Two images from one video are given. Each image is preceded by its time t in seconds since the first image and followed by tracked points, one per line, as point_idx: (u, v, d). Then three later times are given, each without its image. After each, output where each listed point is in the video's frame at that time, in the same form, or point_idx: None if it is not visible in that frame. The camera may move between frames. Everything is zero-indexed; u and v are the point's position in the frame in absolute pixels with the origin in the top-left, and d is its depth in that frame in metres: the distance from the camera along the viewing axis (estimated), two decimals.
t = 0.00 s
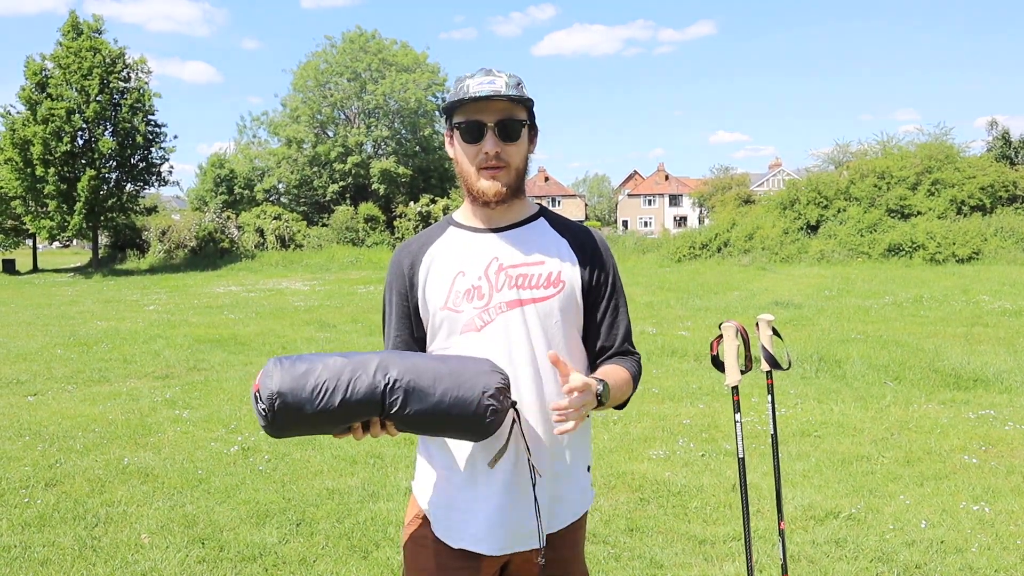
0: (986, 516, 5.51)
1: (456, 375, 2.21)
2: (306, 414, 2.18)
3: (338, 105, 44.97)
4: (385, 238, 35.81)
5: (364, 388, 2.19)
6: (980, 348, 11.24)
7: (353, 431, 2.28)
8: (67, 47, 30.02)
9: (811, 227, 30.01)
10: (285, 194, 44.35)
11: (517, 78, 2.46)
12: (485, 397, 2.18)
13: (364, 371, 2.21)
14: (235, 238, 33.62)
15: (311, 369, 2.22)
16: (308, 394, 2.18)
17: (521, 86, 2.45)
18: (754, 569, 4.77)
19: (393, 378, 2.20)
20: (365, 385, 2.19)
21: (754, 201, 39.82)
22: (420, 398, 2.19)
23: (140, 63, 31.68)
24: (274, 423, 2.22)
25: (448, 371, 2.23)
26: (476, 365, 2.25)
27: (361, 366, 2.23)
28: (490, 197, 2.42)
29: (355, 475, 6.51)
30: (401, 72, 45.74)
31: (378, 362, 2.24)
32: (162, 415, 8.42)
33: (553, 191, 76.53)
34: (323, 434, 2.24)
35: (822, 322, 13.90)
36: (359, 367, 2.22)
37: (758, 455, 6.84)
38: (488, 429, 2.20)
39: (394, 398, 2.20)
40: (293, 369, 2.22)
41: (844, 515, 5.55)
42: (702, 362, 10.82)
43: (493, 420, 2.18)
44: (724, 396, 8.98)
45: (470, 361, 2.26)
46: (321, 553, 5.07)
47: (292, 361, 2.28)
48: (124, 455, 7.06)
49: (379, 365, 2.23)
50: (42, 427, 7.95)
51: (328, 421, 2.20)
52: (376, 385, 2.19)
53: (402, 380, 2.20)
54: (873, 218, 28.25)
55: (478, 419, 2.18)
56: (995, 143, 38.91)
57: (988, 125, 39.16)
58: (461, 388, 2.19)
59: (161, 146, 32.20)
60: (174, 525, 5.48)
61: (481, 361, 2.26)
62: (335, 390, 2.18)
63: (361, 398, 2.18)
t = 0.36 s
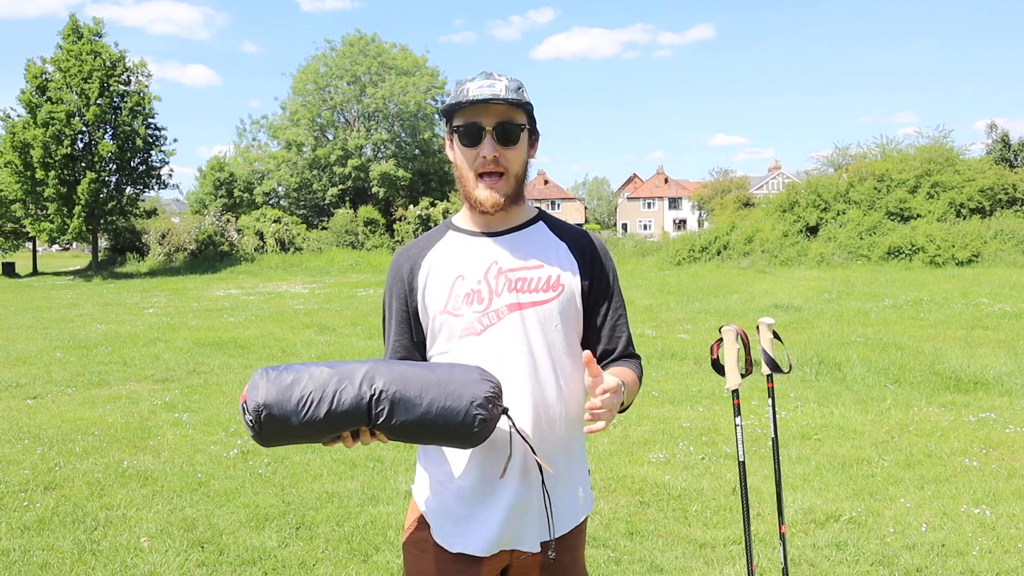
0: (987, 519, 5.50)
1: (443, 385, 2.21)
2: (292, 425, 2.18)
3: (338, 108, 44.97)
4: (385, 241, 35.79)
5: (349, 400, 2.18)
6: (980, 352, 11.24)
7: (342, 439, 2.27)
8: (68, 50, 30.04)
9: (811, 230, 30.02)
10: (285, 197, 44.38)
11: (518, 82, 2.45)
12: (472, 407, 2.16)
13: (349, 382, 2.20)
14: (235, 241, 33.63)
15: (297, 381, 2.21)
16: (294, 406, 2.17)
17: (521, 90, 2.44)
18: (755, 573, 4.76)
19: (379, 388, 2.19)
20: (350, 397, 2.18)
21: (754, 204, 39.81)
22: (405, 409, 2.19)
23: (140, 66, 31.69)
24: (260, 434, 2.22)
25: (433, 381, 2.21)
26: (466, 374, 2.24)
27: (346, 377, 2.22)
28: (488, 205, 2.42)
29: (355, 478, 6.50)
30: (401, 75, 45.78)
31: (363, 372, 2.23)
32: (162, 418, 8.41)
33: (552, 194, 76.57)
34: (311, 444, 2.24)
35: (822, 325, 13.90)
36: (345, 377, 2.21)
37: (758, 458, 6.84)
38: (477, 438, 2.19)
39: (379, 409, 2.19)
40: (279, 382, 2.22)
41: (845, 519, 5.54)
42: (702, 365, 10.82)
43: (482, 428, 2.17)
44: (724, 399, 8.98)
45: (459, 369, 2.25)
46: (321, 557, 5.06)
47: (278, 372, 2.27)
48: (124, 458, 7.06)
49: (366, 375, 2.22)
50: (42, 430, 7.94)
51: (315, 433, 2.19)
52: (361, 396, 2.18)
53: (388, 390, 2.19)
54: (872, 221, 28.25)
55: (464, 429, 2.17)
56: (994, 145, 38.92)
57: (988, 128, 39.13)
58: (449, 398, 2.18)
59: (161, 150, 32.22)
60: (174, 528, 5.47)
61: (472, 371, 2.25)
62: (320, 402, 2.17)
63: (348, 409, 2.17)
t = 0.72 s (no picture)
0: (987, 522, 5.50)
1: (440, 385, 2.21)
2: (288, 422, 2.18)
3: (337, 111, 44.97)
4: (384, 244, 35.79)
5: (346, 398, 2.18)
6: (980, 354, 11.23)
7: (339, 438, 2.27)
8: (67, 53, 30.07)
9: (810, 232, 30.04)
10: (284, 200, 44.41)
11: (539, 95, 2.39)
12: (467, 409, 2.16)
13: (346, 381, 2.20)
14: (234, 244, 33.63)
15: (295, 377, 2.21)
16: (291, 403, 2.17)
17: (542, 105, 2.39)
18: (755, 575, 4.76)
19: (376, 388, 2.19)
20: (347, 395, 2.19)
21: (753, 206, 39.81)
22: (402, 408, 2.19)
23: (139, 69, 31.70)
24: (256, 430, 2.23)
25: (430, 382, 2.22)
26: (463, 375, 2.23)
27: (344, 375, 2.22)
28: (500, 213, 2.41)
29: (355, 481, 6.50)
30: (400, 78, 45.81)
31: (362, 371, 2.23)
32: (162, 421, 8.42)
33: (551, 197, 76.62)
34: (307, 441, 2.24)
35: (822, 327, 13.89)
36: (343, 375, 2.22)
37: (758, 461, 6.83)
38: (472, 439, 2.19)
39: (376, 408, 2.19)
40: (277, 378, 2.22)
41: (845, 521, 5.54)
42: (702, 367, 10.82)
43: (478, 428, 2.17)
44: (724, 401, 8.98)
45: (457, 370, 2.26)
46: (321, 559, 5.06)
47: (277, 368, 2.27)
48: (123, 461, 7.06)
49: (363, 375, 2.23)
50: (42, 433, 7.94)
51: (311, 430, 2.19)
52: (358, 395, 2.18)
53: (384, 390, 2.19)
54: (871, 224, 28.28)
55: (460, 430, 2.17)
56: (993, 148, 38.97)
57: (987, 131, 39.16)
58: (445, 399, 2.19)
59: (160, 152, 32.22)
60: (174, 530, 5.47)
61: (471, 371, 2.25)
62: (317, 399, 2.17)
63: (344, 407, 2.17)
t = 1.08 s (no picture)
0: (986, 523, 5.51)
1: (436, 387, 2.21)
2: (285, 423, 2.18)
3: (336, 112, 44.93)
4: (383, 245, 35.75)
5: (342, 399, 2.17)
6: (979, 355, 11.24)
7: (335, 438, 2.27)
8: (65, 54, 30.04)
9: (808, 234, 30.07)
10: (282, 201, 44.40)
11: (551, 102, 2.38)
12: (463, 411, 2.16)
13: (342, 381, 2.20)
14: (232, 245, 33.60)
15: (290, 378, 2.21)
16: (286, 403, 2.17)
17: (554, 112, 2.39)
18: None
19: (371, 389, 2.19)
20: (343, 396, 2.18)
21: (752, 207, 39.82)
22: (396, 410, 2.19)
23: (138, 70, 31.67)
24: (252, 430, 2.22)
25: (425, 383, 2.21)
26: (458, 376, 2.23)
27: (341, 375, 2.22)
28: (505, 219, 2.40)
29: (354, 482, 6.49)
30: (399, 79, 45.82)
31: (357, 372, 2.23)
32: (160, 422, 8.40)
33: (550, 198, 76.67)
34: (302, 441, 2.24)
35: (821, 328, 13.90)
36: (339, 376, 2.21)
37: (757, 462, 6.83)
38: (468, 441, 2.19)
39: (369, 410, 2.19)
40: (273, 379, 2.21)
41: (844, 522, 5.54)
42: (701, 369, 10.82)
43: (475, 430, 2.17)
44: (723, 402, 8.98)
45: (453, 372, 2.25)
46: (320, 561, 5.05)
47: (274, 369, 2.27)
48: (122, 462, 7.04)
49: (359, 376, 2.22)
50: (40, 434, 7.92)
51: (307, 431, 2.19)
52: (354, 396, 2.18)
53: (380, 391, 2.19)
54: (870, 225, 28.31)
55: (456, 432, 2.17)
56: (991, 149, 39.01)
57: (985, 132, 39.20)
58: (440, 400, 2.18)
59: (158, 154, 32.18)
60: (173, 532, 5.46)
61: (468, 374, 2.24)
62: (313, 400, 2.16)
63: (339, 408, 2.17)
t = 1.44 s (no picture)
0: (985, 523, 5.51)
1: (418, 380, 2.19)
2: (263, 394, 2.18)
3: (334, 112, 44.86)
4: (382, 246, 35.74)
5: (321, 377, 2.16)
6: (976, 356, 11.26)
7: (314, 418, 2.26)
8: (63, 54, 29.98)
9: (806, 234, 30.12)
10: (281, 202, 44.41)
11: (543, 96, 2.36)
12: (441, 407, 2.16)
13: (323, 360, 2.19)
14: (230, 246, 33.57)
15: (275, 351, 2.22)
16: (268, 374, 2.18)
17: (546, 106, 2.37)
18: None
19: (352, 370, 2.18)
20: (322, 375, 2.17)
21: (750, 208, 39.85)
22: (373, 395, 2.17)
23: (135, 70, 31.62)
24: (233, 398, 2.23)
25: (407, 373, 2.20)
26: (444, 371, 2.23)
27: (325, 353, 2.21)
28: (503, 214, 2.41)
29: (353, 483, 6.49)
30: (397, 80, 45.80)
31: (342, 352, 2.22)
32: (158, 423, 8.39)
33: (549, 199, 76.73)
34: (281, 415, 2.24)
35: (819, 329, 13.91)
36: (322, 353, 2.21)
37: (756, 463, 6.84)
38: (445, 439, 2.19)
39: (346, 392, 2.17)
40: (258, 349, 2.23)
41: (843, 523, 5.55)
42: (699, 369, 10.83)
43: (452, 430, 2.16)
44: (721, 403, 8.98)
45: (439, 368, 2.23)
46: (319, 562, 5.04)
47: (260, 340, 2.28)
48: (120, 463, 7.03)
49: (341, 358, 2.20)
50: (38, 435, 7.90)
51: (282, 404, 2.19)
52: (333, 375, 2.16)
53: (360, 374, 2.17)
54: (868, 226, 28.34)
55: (431, 428, 2.16)
56: (989, 150, 39.08)
57: (983, 133, 39.26)
58: (420, 393, 2.18)
59: (156, 154, 32.12)
60: (171, 533, 5.45)
61: (453, 370, 2.24)
62: (293, 374, 2.16)
63: (318, 387, 2.16)
